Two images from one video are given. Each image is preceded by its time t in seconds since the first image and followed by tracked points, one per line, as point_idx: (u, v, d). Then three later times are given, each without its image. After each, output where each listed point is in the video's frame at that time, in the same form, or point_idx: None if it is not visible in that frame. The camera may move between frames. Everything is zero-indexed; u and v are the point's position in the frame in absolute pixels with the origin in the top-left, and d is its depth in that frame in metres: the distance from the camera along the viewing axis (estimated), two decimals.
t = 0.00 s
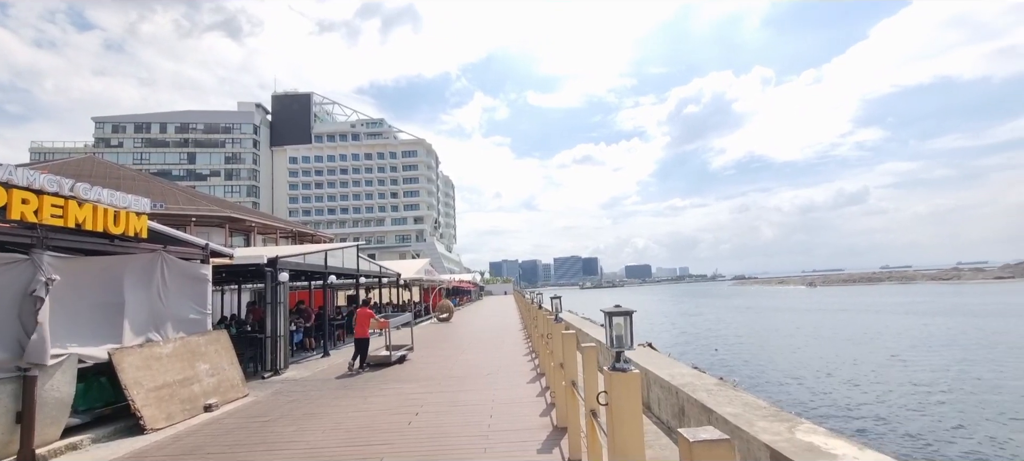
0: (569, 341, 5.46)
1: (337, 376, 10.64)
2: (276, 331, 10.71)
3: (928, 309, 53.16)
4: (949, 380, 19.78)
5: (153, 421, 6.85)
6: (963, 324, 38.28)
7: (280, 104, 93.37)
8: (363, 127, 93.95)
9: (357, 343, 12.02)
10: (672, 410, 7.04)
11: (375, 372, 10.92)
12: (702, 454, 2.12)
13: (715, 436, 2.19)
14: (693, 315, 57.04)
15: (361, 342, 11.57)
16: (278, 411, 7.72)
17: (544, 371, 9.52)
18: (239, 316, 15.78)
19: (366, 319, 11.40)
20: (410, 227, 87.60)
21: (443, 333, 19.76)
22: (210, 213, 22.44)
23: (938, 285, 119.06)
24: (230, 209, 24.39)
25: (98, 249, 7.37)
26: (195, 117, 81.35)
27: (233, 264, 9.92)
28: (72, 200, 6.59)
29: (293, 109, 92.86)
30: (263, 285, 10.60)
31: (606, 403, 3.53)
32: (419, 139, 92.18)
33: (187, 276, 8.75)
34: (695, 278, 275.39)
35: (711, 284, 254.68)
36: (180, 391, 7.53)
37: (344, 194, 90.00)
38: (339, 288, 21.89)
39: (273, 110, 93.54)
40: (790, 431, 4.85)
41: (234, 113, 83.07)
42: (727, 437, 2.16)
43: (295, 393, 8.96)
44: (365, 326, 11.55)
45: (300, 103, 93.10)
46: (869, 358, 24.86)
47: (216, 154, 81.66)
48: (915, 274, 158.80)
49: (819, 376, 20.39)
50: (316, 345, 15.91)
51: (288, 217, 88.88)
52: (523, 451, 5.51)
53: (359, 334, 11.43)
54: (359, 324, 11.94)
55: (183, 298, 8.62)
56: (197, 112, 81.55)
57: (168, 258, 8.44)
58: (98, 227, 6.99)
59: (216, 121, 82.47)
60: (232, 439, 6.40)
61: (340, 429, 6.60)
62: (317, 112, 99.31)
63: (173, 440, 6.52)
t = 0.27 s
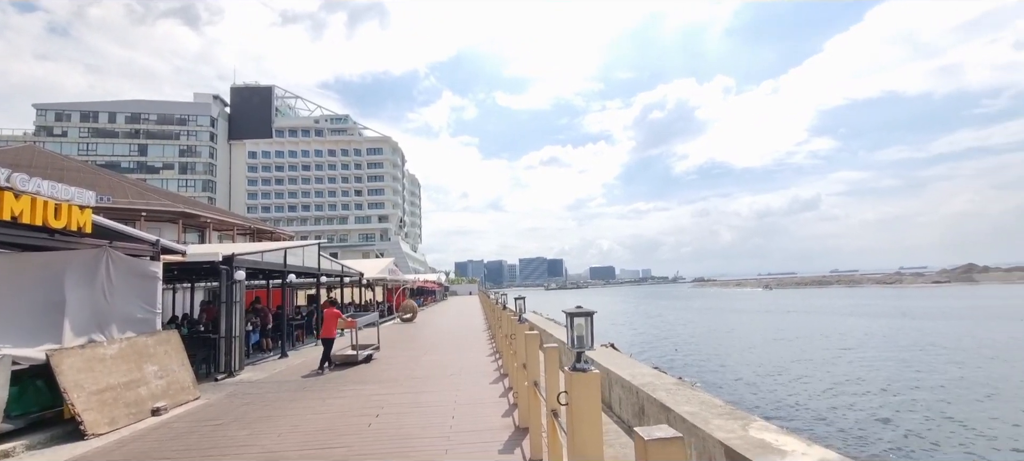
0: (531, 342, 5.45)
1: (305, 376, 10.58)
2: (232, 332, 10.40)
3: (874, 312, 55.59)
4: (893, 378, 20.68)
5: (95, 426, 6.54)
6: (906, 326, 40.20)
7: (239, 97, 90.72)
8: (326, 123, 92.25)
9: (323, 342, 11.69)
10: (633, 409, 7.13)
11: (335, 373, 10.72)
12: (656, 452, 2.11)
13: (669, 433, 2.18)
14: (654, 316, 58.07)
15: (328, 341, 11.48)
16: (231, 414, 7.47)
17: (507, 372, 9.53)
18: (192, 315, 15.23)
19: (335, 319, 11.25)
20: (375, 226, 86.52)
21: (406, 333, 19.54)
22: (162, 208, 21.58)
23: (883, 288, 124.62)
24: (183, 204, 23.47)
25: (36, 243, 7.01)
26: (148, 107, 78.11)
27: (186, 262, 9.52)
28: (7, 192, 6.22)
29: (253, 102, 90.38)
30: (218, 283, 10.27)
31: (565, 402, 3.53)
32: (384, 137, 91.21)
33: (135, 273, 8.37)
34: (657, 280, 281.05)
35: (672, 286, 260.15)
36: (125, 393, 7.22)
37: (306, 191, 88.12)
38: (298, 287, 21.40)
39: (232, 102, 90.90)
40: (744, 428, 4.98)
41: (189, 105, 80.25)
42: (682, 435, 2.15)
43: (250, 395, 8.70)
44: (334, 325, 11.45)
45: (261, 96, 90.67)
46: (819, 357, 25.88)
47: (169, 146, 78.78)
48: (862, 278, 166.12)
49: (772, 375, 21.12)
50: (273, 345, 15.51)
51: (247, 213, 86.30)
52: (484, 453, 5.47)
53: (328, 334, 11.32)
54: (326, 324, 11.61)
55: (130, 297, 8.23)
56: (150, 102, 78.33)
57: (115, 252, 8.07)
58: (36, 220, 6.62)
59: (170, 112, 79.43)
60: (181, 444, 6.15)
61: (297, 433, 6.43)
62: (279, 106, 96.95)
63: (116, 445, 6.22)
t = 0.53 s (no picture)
0: (499, 342, 5.44)
1: (274, 376, 10.48)
2: (189, 334, 10.07)
3: (830, 312, 57.60)
4: (850, 376, 21.35)
5: (38, 434, 6.22)
6: (859, 325, 41.75)
7: (200, 90, 88.03)
8: (292, 119, 90.42)
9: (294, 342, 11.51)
10: (599, 409, 7.19)
11: (299, 376, 10.51)
12: (618, 452, 2.10)
13: (630, 432, 2.18)
14: (621, 317, 58.78)
15: (298, 341, 11.38)
16: (187, 419, 7.23)
17: (474, 373, 9.50)
18: (146, 317, 14.68)
19: (304, 320, 11.08)
20: (342, 226, 85.36)
21: (373, 335, 19.29)
22: (115, 204, 20.72)
23: (838, 290, 129.26)
24: (138, 201, 22.59)
25: None
26: (101, 98, 74.64)
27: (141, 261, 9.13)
28: None
29: (215, 96, 87.77)
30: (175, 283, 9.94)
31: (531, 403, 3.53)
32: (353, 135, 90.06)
33: (84, 272, 8.00)
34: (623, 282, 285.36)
35: (638, 286, 264.38)
36: (72, 399, 6.90)
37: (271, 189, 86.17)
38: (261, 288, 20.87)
39: (192, 96, 88.07)
40: (706, 426, 5.07)
41: (146, 97, 77.32)
42: (643, 433, 2.15)
43: (208, 399, 8.44)
44: (305, 325, 11.36)
45: (224, 90, 88.17)
46: (778, 356, 26.72)
47: (124, 139, 75.63)
48: (819, 280, 172.12)
49: (733, 373, 21.71)
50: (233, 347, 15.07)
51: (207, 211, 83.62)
52: (449, 455, 5.43)
53: (298, 335, 11.21)
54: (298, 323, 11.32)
55: (78, 297, 7.87)
56: (103, 93, 74.87)
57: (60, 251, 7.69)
58: None
59: (125, 104, 76.13)
60: (133, 451, 5.91)
61: (257, 437, 6.26)
62: (242, 101, 94.45)
63: (62, 454, 5.94)
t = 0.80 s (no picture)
0: (464, 343, 5.40)
1: (239, 380, 10.31)
2: (139, 339, 9.67)
3: (786, 311, 59.51)
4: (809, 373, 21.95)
5: None
6: (814, 323, 43.27)
7: (155, 85, 84.78)
8: (253, 116, 88.09)
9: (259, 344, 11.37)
10: (566, 408, 7.22)
11: (258, 381, 10.23)
12: (577, 452, 2.10)
13: (589, 434, 2.18)
14: (585, 317, 59.34)
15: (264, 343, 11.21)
16: (137, 429, 6.93)
17: (441, 375, 9.42)
18: (93, 321, 14.02)
19: (269, 323, 10.87)
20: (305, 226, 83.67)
21: (336, 337, 18.93)
22: (61, 203, 19.74)
23: (794, 289, 133.74)
24: (86, 199, 21.56)
25: None
26: (45, 91, 70.42)
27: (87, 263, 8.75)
28: None
29: (171, 91, 84.57)
30: (124, 286, 9.55)
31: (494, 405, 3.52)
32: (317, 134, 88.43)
33: (24, 276, 7.60)
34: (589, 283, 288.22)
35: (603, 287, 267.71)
36: (10, 410, 6.53)
37: (230, 188, 83.73)
38: (218, 290, 20.22)
39: (146, 90, 84.66)
40: (668, 423, 5.15)
41: (95, 91, 73.80)
42: (603, 436, 2.15)
43: (160, 408, 8.11)
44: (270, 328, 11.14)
45: (180, 85, 85.09)
46: (738, 353, 27.41)
47: (70, 134, 71.88)
48: (776, 280, 177.58)
49: (695, 371, 22.20)
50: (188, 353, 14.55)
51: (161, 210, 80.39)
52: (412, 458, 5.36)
53: (263, 337, 11.02)
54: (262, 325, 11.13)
55: (18, 302, 7.46)
56: (48, 86, 70.68)
57: None
58: None
59: (71, 98, 72.30)
60: None
61: (212, 447, 6.06)
62: (199, 97, 91.32)
63: None
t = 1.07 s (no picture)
0: (445, 346, 5.37)
1: (221, 383, 10.27)
2: (110, 342, 9.43)
3: (763, 310, 60.47)
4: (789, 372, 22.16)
5: None
6: (791, 322, 43.98)
7: (128, 82, 82.88)
8: (231, 115, 86.70)
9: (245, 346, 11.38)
10: (547, 409, 7.23)
11: (235, 384, 10.06)
12: (556, 453, 2.09)
13: (569, 434, 2.18)
14: (567, 317, 59.57)
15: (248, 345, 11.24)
16: (108, 436, 6.75)
17: (422, 377, 9.36)
18: (62, 325, 13.64)
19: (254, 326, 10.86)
20: (284, 227, 82.64)
21: (316, 340, 18.71)
22: (29, 203, 19.19)
23: (771, 289, 135.93)
24: (55, 199, 20.98)
25: None
26: (13, 87, 68.34)
27: (55, 265, 8.51)
28: None
29: (145, 89, 82.79)
30: (95, 288, 9.30)
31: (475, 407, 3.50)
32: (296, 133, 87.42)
33: None
34: (571, 284, 289.42)
35: (585, 288, 269.18)
36: None
37: (207, 188, 82.31)
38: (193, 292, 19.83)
39: (119, 87, 82.79)
40: (649, 423, 5.18)
41: (65, 87, 71.85)
42: (581, 435, 2.15)
43: (132, 414, 7.90)
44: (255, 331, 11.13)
45: (154, 83, 83.28)
46: (718, 352, 27.76)
47: (39, 132, 69.85)
48: (754, 280, 180.42)
49: (676, 371, 22.43)
50: (162, 356, 14.25)
51: (135, 211, 78.65)
52: None
53: (248, 339, 11.03)
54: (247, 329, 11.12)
55: None
56: (16, 82, 68.59)
57: None
58: None
59: (40, 95, 70.39)
60: None
61: (186, 453, 5.92)
62: (175, 95, 89.59)
63: None
